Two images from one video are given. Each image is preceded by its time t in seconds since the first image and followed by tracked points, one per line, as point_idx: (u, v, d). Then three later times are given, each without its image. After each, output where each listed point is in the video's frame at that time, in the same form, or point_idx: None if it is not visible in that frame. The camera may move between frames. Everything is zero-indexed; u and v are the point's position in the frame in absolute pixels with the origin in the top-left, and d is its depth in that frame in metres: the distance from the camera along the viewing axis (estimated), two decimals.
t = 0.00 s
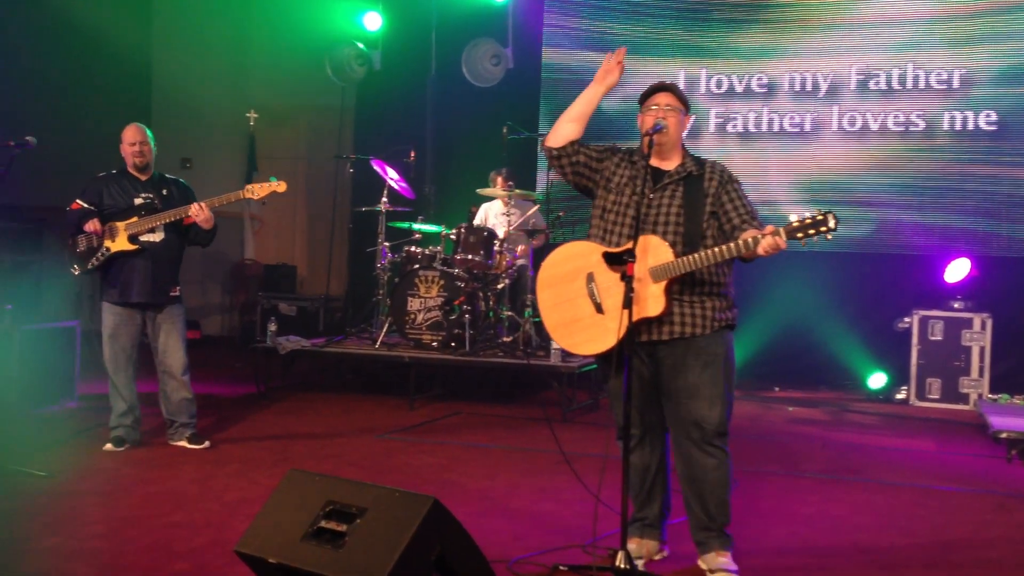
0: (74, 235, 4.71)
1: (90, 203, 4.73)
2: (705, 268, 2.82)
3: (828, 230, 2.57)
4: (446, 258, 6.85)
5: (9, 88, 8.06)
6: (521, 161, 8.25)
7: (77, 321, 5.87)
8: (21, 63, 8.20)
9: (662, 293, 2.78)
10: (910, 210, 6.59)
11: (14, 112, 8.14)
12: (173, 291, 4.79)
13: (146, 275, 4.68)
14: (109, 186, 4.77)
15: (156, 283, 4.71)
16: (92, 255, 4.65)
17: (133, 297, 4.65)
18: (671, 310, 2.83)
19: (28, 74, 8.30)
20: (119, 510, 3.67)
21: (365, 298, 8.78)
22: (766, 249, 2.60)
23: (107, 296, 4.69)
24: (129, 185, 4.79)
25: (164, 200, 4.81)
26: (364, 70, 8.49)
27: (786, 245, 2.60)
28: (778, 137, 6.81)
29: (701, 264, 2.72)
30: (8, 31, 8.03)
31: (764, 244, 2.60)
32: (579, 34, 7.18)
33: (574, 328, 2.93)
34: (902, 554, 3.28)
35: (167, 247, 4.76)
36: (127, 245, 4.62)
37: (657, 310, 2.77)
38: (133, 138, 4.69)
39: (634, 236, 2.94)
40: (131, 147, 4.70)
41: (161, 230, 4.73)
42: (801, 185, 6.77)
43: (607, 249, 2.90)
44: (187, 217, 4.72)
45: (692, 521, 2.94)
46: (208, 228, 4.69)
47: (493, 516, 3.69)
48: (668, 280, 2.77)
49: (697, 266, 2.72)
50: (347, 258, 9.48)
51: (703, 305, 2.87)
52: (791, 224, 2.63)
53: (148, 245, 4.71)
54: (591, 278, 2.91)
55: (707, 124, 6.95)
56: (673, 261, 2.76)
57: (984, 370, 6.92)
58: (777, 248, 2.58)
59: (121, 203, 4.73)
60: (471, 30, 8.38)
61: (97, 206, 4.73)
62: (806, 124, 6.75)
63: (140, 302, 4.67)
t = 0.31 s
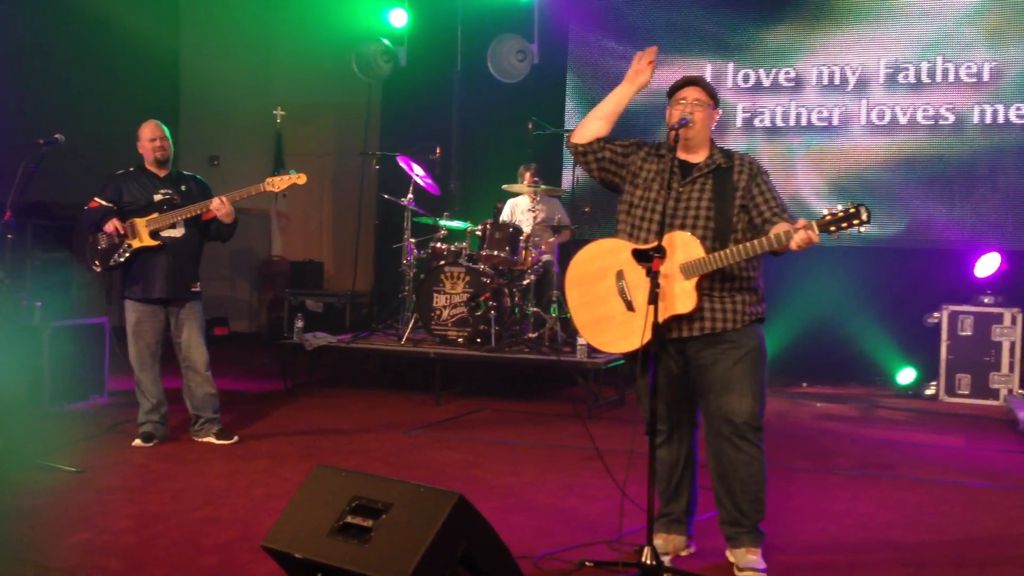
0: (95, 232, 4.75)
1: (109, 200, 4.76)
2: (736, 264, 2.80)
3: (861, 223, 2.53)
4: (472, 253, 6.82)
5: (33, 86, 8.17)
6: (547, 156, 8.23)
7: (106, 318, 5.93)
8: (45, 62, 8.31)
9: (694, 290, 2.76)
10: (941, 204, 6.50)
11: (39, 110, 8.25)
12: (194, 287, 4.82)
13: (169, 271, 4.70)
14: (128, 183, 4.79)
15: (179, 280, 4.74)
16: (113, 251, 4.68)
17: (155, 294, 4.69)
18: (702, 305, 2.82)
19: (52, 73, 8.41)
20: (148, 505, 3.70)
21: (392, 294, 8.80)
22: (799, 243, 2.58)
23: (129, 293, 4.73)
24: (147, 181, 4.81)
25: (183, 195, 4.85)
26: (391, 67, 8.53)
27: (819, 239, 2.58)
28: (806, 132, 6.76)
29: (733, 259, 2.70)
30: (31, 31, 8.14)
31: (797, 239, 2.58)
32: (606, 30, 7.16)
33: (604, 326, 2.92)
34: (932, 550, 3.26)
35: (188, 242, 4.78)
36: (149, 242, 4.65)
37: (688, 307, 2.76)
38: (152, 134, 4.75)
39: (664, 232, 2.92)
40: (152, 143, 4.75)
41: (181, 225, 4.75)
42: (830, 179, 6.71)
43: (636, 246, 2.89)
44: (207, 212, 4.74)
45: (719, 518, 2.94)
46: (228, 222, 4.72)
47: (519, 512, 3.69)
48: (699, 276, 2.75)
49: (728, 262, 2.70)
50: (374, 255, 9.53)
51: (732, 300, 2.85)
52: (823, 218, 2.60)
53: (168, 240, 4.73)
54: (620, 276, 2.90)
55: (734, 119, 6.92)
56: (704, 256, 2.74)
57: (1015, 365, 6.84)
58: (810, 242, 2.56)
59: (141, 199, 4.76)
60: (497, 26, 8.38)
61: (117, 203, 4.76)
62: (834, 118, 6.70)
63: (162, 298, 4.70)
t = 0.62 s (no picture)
0: (110, 230, 4.77)
1: (124, 197, 4.77)
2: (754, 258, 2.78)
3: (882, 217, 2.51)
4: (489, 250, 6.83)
5: (48, 85, 8.23)
6: (562, 152, 8.22)
7: (124, 316, 5.96)
8: (60, 61, 8.37)
9: (712, 284, 2.75)
10: (960, 198, 6.45)
11: (54, 109, 8.32)
12: (210, 283, 4.84)
13: (185, 267, 4.72)
14: (142, 180, 4.81)
15: (195, 276, 4.76)
16: (130, 249, 4.69)
17: (171, 290, 4.71)
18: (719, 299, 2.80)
19: (67, 72, 8.47)
20: (167, 501, 3.71)
21: (408, 290, 8.81)
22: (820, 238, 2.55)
23: (145, 290, 4.74)
24: (161, 178, 4.82)
25: (198, 191, 4.87)
26: (407, 63, 8.53)
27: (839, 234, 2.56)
28: (824, 126, 6.71)
29: (751, 253, 2.66)
30: (46, 30, 8.21)
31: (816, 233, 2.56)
32: (621, 24, 7.14)
33: (621, 318, 2.91)
34: (951, 546, 3.24)
35: (204, 238, 4.80)
36: (166, 237, 4.66)
37: (706, 301, 2.75)
38: (167, 131, 4.76)
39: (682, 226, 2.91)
40: (166, 140, 4.76)
41: (196, 222, 4.77)
42: (848, 173, 6.67)
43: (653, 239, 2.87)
44: (222, 207, 4.75)
45: (735, 514, 2.94)
46: (243, 218, 4.73)
47: (536, 508, 3.69)
48: (717, 270, 2.74)
49: (747, 256, 2.68)
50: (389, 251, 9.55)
51: (750, 295, 2.84)
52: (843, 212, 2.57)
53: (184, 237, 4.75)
54: (638, 268, 2.89)
55: (751, 114, 6.89)
56: (723, 250, 2.72)
57: None
58: (830, 237, 2.54)
59: (155, 196, 4.77)
60: (514, 22, 8.37)
61: (132, 201, 4.78)
62: (852, 112, 6.65)
63: (178, 294, 4.72)
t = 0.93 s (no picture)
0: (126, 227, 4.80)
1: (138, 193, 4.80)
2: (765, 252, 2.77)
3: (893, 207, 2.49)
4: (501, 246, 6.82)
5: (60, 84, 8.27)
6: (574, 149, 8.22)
7: (137, 312, 5.98)
8: (72, 60, 8.41)
9: (723, 279, 2.74)
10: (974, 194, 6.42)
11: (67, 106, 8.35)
12: (224, 280, 4.85)
13: (198, 264, 4.73)
14: (158, 177, 4.84)
15: (209, 273, 4.77)
16: (144, 245, 4.73)
17: (184, 286, 4.72)
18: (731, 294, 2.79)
19: (79, 69, 8.52)
20: (180, 497, 3.73)
21: (420, 287, 8.82)
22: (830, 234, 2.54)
23: (159, 286, 4.76)
24: (177, 175, 4.85)
25: (212, 188, 4.86)
26: (419, 60, 8.53)
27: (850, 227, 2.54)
28: (837, 122, 6.69)
29: (762, 246, 2.65)
30: (57, 28, 8.25)
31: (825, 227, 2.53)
32: (632, 20, 7.13)
33: (633, 316, 2.90)
34: (964, 543, 3.23)
35: (218, 235, 4.80)
36: (179, 234, 4.67)
37: (718, 296, 2.74)
38: (182, 127, 4.76)
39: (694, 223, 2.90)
40: (180, 137, 4.76)
41: (211, 219, 4.78)
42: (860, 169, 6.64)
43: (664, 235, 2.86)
44: (236, 205, 4.75)
45: (747, 511, 2.93)
46: (257, 216, 4.74)
47: (547, 504, 3.69)
48: (728, 265, 2.73)
49: (757, 249, 2.67)
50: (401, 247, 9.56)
51: (761, 291, 2.82)
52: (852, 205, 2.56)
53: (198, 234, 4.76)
54: (649, 264, 2.88)
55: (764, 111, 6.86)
56: (734, 245, 2.72)
57: None
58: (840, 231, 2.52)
59: (170, 192, 4.80)
60: (527, 18, 8.36)
61: (147, 197, 4.80)
62: (865, 108, 6.63)
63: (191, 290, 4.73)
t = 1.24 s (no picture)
0: (143, 223, 4.82)
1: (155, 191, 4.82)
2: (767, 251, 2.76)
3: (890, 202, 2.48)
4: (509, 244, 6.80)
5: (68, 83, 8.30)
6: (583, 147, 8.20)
7: (147, 309, 5.99)
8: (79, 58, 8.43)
9: (726, 279, 2.74)
10: (983, 192, 6.40)
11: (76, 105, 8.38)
12: (239, 279, 4.85)
13: (213, 262, 4.74)
14: (175, 176, 4.85)
15: (224, 271, 4.78)
16: (159, 242, 4.74)
17: (199, 284, 4.73)
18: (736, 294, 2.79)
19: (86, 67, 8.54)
20: (189, 494, 3.73)
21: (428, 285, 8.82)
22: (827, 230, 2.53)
23: (174, 284, 4.77)
24: (194, 174, 4.86)
25: (229, 187, 4.87)
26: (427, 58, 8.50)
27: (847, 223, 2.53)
28: (847, 120, 6.66)
29: (762, 245, 2.65)
30: (65, 27, 8.28)
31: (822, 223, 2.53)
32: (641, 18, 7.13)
33: (639, 318, 2.90)
34: (974, 542, 3.22)
35: (232, 234, 4.81)
36: (194, 232, 4.68)
37: (721, 297, 2.74)
38: (200, 125, 4.77)
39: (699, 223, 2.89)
40: (196, 135, 4.77)
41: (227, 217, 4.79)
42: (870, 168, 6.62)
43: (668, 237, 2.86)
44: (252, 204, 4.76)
45: (756, 509, 2.92)
46: (272, 215, 4.74)
47: (556, 503, 3.68)
48: (730, 264, 2.72)
49: (757, 248, 2.66)
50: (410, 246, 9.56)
51: (767, 289, 2.82)
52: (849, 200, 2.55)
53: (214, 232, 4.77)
54: (653, 267, 2.88)
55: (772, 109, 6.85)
56: (735, 244, 2.71)
57: None
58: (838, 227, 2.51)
59: (186, 191, 4.81)
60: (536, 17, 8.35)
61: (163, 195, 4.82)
62: (874, 106, 6.61)
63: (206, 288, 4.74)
